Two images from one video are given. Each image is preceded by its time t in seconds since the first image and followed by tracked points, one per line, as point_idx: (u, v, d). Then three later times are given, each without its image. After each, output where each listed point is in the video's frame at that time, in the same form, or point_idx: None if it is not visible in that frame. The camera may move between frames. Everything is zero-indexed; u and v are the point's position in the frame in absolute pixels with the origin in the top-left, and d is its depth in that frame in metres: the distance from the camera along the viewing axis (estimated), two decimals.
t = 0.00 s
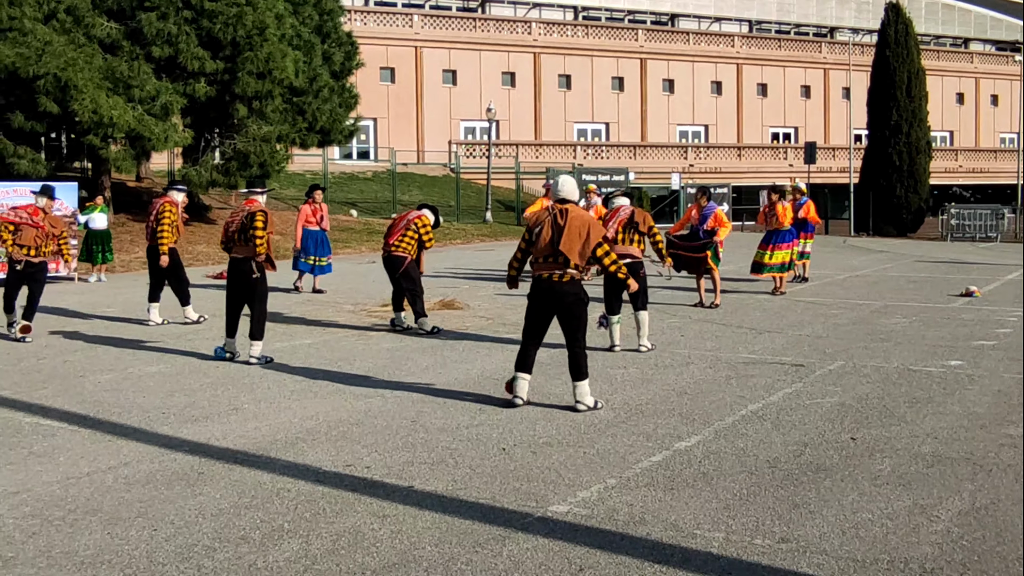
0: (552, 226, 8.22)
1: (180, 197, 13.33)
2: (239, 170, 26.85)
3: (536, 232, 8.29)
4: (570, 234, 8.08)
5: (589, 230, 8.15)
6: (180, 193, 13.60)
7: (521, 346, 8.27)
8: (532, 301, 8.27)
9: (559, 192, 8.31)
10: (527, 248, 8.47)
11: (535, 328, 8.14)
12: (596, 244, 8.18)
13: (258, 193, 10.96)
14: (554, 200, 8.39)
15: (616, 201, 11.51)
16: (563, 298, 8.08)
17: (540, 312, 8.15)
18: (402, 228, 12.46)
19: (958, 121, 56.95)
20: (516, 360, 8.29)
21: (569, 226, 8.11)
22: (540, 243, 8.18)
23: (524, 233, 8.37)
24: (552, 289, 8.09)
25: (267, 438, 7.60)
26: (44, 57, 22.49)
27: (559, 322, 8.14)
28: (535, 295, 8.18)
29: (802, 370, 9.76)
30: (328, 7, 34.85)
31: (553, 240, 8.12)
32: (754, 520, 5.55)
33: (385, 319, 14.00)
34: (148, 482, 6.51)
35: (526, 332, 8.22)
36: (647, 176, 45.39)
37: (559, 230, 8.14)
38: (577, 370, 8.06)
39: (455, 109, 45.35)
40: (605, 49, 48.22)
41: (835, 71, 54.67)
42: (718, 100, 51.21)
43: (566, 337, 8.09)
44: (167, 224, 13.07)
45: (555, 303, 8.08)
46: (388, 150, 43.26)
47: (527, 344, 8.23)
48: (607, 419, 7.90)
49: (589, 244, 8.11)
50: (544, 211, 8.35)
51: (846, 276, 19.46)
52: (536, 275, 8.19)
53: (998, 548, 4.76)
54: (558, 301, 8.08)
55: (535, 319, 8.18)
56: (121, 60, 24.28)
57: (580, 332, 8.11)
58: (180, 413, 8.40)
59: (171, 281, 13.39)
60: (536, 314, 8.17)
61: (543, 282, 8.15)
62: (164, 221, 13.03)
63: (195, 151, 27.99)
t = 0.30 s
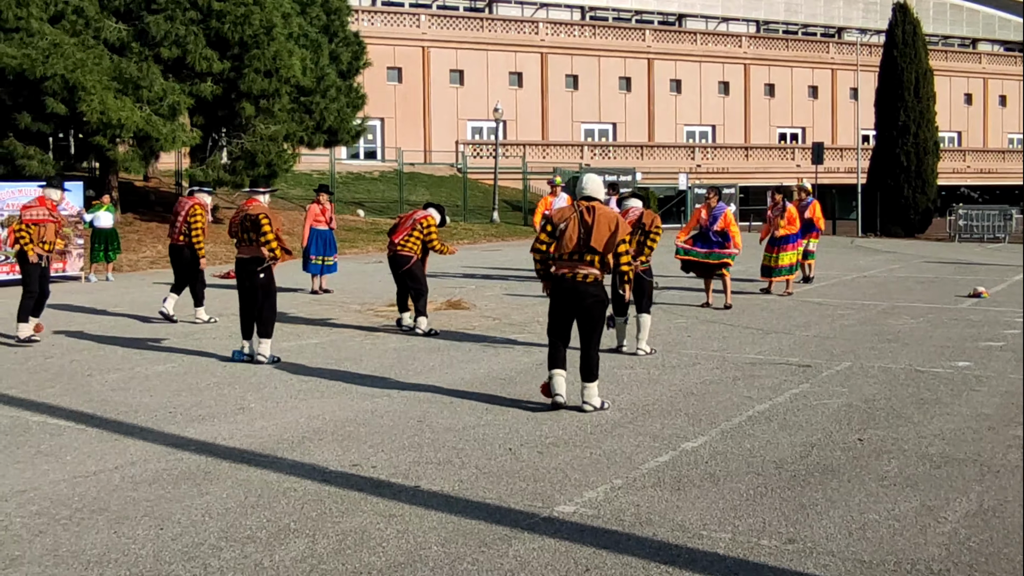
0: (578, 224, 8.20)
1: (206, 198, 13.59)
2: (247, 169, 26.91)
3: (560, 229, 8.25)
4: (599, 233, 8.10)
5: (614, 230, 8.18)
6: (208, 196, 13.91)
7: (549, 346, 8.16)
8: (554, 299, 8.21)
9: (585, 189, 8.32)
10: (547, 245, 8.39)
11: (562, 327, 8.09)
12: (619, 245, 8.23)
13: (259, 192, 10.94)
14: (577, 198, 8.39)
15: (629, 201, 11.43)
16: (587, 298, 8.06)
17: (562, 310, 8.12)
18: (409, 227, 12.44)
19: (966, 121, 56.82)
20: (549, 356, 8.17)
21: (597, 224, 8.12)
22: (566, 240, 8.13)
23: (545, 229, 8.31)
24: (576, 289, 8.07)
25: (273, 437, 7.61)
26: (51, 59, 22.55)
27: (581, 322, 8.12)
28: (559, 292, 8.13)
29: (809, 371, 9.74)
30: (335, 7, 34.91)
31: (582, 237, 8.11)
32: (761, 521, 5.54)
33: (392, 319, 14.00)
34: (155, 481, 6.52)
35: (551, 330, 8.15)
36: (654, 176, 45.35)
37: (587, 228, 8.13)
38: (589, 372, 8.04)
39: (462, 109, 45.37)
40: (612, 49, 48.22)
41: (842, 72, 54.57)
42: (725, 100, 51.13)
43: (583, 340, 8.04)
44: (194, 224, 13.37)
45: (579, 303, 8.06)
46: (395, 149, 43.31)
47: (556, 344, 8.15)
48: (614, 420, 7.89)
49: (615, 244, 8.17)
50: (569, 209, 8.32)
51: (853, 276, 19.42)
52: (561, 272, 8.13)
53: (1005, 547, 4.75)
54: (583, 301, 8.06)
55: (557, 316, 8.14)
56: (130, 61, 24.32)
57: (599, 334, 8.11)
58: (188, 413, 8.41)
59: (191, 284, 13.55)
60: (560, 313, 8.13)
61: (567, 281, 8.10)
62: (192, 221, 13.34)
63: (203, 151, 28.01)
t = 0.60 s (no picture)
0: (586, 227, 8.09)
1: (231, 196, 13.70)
2: (261, 168, 27.00)
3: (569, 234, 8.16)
4: (604, 232, 7.93)
5: (622, 228, 7.97)
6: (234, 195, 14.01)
7: (577, 353, 8.00)
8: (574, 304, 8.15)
9: (589, 192, 8.21)
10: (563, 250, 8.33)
11: (588, 334, 7.96)
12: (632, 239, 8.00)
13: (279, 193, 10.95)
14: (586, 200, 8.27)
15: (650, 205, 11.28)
16: (603, 300, 7.96)
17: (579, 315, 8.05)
18: (425, 229, 12.45)
19: (982, 122, 56.56)
20: (578, 368, 7.96)
21: (602, 223, 7.96)
22: (575, 245, 8.04)
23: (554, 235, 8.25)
24: (590, 293, 7.98)
25: (287, 435, 7.63)
26: (68, 60, 22.71)
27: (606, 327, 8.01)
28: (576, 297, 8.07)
29: (823, 372, 9.69)
30: (349, 6, 34.99)
31: (588, 239, 7.99)
32: (774, 522, 5.52)
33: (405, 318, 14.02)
34: (169, 479, 6.55)
35: (577, 336, 8.03)
36: (668, 177, 45.25)
37: (593, 228, 8.00)
38: (617, 363, 8.10)
39: (476, 109, 45.40)
40: (627, 49, 48.18)
41: (857, 72, 54.36)
42: (739, 100, 50.98)
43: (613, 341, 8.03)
44: (220, 222, 13.51)
45: (597, 306, 7.96)
46: (409, 149, 43.37)
47: (583, 349, 7.98)
48: (627, 420, 7.88)
49: (624, 240, 7.95)
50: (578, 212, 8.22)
51: (867, 278, 19.33)
52: (576, 278, 8.06)
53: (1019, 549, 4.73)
54: (603, 305, 7.97)
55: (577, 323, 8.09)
56: (146, 60, 24.42)
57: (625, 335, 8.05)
58: (201, 411, 8.44)
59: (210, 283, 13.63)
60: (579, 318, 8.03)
61: (581, 286, 8.03)
62: (218, 218, 13.47)
63: (217, 150, 28.06)
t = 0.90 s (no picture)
0: (609, 229, 8.03)
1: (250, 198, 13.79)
2: (276, 169, 27.07)
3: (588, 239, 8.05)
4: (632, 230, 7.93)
5: (645, 233, 8.00)
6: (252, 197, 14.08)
7: (596, 356, 7.90)
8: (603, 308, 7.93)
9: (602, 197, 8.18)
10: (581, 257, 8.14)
11: (611, 335, 7.86)
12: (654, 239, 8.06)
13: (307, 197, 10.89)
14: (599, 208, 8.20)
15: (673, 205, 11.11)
16: (636, 302, 7.84)
17: (612, 318, 7.87)
18: (438, 228, 12.49)
19: (1000, 124, 56.22)
20: (596, 370, 7.89)
21: (630, 222, 7.95)
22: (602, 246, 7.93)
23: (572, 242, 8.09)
24: (621, 295, 7.84)
25: (302, 435, 7.65)
26: (85, 60, 22.83)
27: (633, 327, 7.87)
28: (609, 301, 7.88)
29: (838, 375, 9.66)
30: (364, 7, 35.05)
31: (617, 239, 7.94)
32: (789, 524, 5.50)
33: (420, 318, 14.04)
34: (184, 477, 6.57)
35: (599, 339, 7.91)
36: (683, 178, 45.14)
37: (620, 228, 7.96)
38: (650, 371, 7.78)
39: (490, 110, 45.41)
40: (642, 50, 48.11)
41: (874, 73, 54.10)
42: (755, 101, 50.81)
43: (641, 344, 7.84)
44: (241, 224, 13.66)
45: (631, 306, 7.83)
46: (424, 149, 43.41)
47: (603, 352, 7.89)
48: (642, 422, 7.85)
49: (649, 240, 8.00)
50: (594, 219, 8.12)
51: (883, 280, 19.23)
52: (602, 280, 7.93)
53: None
54: (636, 304, 7.84)
55: (607, 327, 7.88)
56: (162, 60, 24.52)
57: (654, 335, 7.87)
58: (216, 410, 8.48)
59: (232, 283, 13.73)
60: (612, 320, 7.87)
61: (611, 289, 7.89)
62: (239, 221, 13.62)
63: (232, 150, 28.14)
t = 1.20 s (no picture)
0: (650, 231, 7.94)
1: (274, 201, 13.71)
2: (295, 169, 27.15)
3: (627, 237, 7.96)
4: (675, 236, 7.86)
5: (685, 239, 7.93)
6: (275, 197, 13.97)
7: (624, 356, 7.90)
8: (636, 309, 7.87)
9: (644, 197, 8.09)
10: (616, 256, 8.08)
11: (639, 336, 7.84)
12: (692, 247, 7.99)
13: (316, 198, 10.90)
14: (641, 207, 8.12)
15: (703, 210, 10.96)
16: (670, 307, 7.79)
17: (643, 320, 7.83)
18: (450, 227, 12.51)
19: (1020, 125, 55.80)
20: (620, 372, 7.88)
21: (673, 227, 7.89)
22: (642, 247, 7.85)
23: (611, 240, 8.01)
24: (656, 299, 7.79)
25: (319, 435, 7.68)
26: (105, 60, 22.96)
27: (662, 332, 7.84)
28: (644, 303, 7.83)
29: (857, 377, 9.62)
30: (382, 9, 35.16)
31: (658, 243, 7.86)
32: (806, 527, 5.48)
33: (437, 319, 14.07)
34: (202, 477, 6.60)
35: (628, 339, 7.88)
36: (700, 179, 45.03)
37: (662, 231, 7.89)
38: (672, 379, 7.75)
39: (508, 110, 45.44)
40: (659, 51, 48.03)
41: (893, 74, 53.82)
42: (773, 102, 50.63)
43: (670, 350, 7.78)
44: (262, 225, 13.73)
45: (664, 311, 7.78)
46: (442, 150, 43.47)
47: (630, 352, 7.87)
48: (660, 425, 7.83)
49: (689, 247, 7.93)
50: (636, 218, 8.04)
51: (902, 283, 19.11)
52: (637, 282, 7.87)
53: None
54: (669, 309, 7.78)
55: (637, 329, 7.86)
56: (181, 60, 24.64)
57: (682, 342, 7.79)
58: (234, 410, 8.52)
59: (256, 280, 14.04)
60: (642, 322, 7.84)
61: (646, 291, 7.83)
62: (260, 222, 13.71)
63: (251, 151, 28.26)
